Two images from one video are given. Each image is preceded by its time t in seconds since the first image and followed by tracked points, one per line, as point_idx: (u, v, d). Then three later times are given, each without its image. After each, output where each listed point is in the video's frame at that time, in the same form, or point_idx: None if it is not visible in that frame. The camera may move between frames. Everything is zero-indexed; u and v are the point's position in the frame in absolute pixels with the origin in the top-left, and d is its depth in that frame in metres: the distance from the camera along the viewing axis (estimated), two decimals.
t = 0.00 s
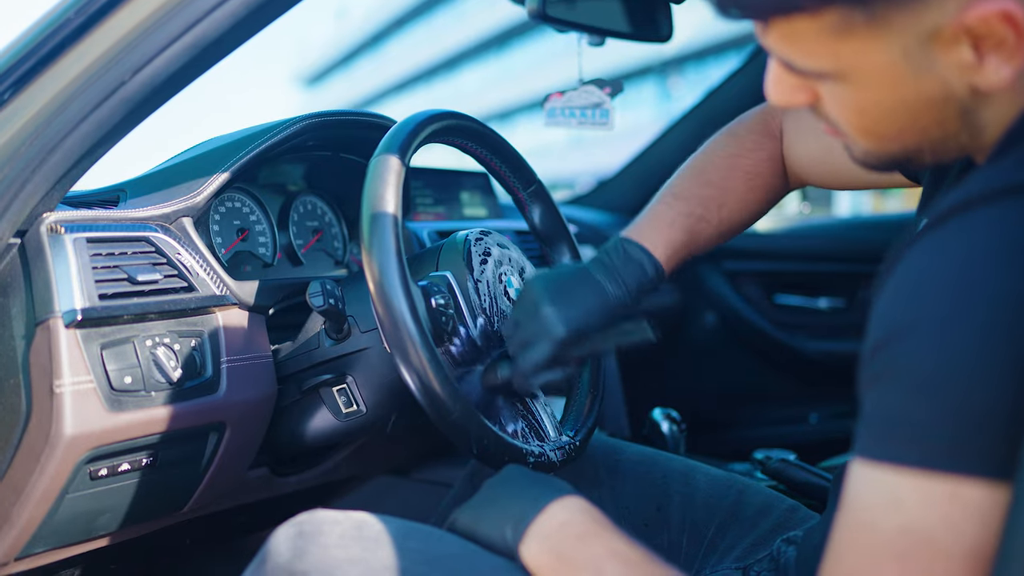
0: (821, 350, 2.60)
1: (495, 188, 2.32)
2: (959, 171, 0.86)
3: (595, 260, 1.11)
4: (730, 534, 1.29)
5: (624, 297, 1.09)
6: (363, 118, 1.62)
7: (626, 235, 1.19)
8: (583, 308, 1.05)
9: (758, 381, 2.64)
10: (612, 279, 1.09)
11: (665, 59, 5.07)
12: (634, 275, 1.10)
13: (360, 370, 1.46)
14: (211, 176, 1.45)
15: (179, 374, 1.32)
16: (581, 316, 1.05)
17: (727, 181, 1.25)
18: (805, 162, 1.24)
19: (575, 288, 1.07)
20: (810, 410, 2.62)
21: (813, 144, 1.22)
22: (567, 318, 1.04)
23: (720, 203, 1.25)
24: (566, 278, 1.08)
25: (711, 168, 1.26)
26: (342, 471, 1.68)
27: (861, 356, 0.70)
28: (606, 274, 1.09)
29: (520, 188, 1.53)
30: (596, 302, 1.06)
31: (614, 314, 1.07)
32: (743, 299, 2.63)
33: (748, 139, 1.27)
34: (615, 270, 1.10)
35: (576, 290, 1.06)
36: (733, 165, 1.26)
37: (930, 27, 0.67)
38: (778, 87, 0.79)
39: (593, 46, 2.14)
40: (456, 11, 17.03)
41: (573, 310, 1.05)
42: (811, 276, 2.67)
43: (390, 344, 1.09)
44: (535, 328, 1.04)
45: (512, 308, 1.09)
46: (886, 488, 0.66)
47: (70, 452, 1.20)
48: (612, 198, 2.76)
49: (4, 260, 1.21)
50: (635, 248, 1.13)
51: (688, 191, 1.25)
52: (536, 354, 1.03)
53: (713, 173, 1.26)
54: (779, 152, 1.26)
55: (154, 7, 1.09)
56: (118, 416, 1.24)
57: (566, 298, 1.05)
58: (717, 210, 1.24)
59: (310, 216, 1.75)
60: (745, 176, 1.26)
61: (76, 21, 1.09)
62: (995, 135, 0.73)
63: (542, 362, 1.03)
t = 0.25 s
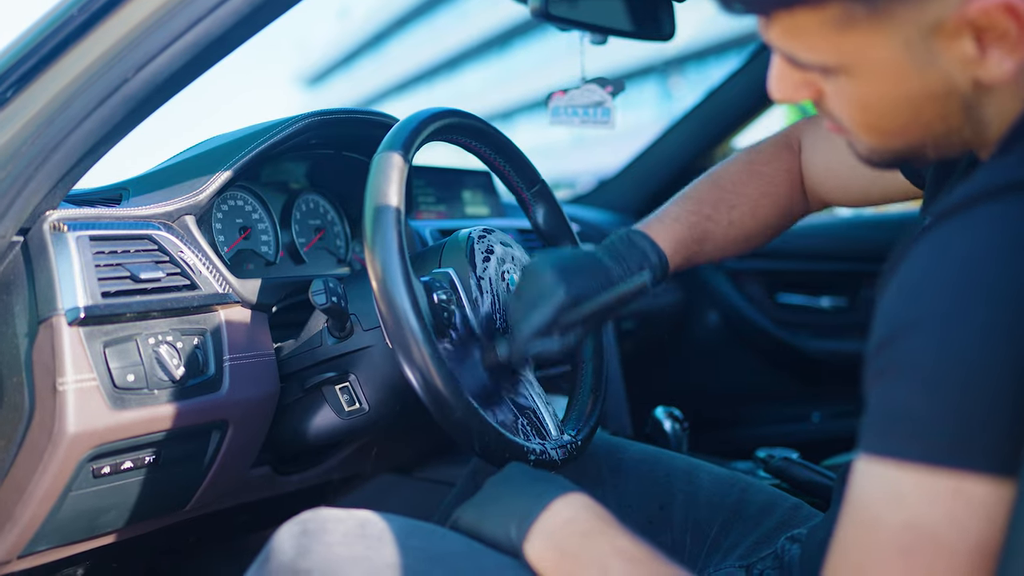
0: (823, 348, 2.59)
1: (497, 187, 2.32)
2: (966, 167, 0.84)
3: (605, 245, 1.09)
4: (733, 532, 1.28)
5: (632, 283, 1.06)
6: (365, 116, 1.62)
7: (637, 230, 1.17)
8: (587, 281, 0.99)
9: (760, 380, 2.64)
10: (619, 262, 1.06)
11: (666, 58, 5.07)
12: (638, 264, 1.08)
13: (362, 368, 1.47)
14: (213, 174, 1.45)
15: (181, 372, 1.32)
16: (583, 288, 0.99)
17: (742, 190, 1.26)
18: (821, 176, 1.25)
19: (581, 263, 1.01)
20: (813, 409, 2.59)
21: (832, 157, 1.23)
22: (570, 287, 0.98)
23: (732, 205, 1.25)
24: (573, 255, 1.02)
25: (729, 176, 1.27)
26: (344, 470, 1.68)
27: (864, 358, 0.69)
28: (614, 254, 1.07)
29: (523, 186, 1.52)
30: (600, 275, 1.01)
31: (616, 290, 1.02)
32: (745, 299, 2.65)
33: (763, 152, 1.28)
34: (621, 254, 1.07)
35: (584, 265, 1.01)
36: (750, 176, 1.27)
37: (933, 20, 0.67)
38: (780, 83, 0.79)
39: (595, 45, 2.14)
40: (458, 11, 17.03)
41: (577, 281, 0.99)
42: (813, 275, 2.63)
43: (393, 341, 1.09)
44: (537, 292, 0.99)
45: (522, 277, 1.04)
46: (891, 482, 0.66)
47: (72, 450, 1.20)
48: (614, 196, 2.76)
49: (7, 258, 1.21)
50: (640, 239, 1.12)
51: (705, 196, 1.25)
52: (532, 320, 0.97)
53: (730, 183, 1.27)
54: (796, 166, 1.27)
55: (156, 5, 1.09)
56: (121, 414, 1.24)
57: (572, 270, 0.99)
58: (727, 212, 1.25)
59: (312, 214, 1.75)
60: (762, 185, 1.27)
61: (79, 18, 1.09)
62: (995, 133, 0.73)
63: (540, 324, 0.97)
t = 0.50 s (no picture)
0: (824, 349, 2.58)
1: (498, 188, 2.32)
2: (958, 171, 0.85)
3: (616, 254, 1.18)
4: (734, 532, 1.29)
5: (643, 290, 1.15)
6: (366, 117, 1.63)
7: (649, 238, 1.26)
8: (598, 288, 1.09)
9: (761, 380, 2.65)
10: (631, 270, 1.15)
11: (667, 58, 5.07)
12: (650, 269, 1.18)
13: (364, 369, 1.47)
14: (215, 175, 1.45)
15: (183, 373, 1.32)
16: (594, 295, 1.08)
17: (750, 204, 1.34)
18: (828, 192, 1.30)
19: (591, 270, 1.10)
20: (813, 409, 2.61)
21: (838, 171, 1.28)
22: (582, 295, 1.07)
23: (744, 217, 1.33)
24: (583, 264, 1.11)
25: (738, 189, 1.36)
26: (345, 470, 1.69)
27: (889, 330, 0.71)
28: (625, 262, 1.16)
29: (524, 187, 1.53)
30: (610, 282, 1.10)
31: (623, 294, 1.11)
32: (746, 299, 2.65)
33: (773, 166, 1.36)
34: (631, 262, 1.16)
35: (595, 274, 1.10)
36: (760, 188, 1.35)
37: (938, 23, 0.67)
38: (781, 89, 0.79)
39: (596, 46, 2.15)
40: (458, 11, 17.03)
41: (589, 290, 1.08)
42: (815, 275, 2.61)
43: (394, 342, 1.09)
44: (546, 298, 1.07)
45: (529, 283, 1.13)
46: (893, 460, 0.66)
47: (75, 450, 1.21)
48: (615, 197, 2.76)
49: (10, 258, 1.21)
50: (654, 249, 1.21)
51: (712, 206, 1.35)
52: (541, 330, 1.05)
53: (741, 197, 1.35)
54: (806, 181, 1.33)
55: (159, 6, 1.09)
56: (123, 415, 1.24)
57: (583, 278, 1.09)
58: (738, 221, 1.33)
59: (314, 215, 1.76)
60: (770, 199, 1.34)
61: (82, 20, 1.09)
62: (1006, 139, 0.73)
63: (549, 332, 1.06)
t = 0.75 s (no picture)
0: (823, 348, 2.58)
1: (498, 187, 2.33)
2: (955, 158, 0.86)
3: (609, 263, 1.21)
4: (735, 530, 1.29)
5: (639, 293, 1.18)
6: (367, 117, 1.63)
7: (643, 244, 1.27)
8: (595, 298, 1.12)
9: (760, 380, 2.65)
10: (625, 277, 1.18)
11: (667, 59, 5.07)
12: (644, 277, 1.20)
13: (364, 368, 1.47)
14: (216, 175, 1.46)
15: (184, 372, 1.33)
16: (591, 304, 1.11)
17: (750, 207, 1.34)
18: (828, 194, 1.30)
19: (587, 282, 1.14)
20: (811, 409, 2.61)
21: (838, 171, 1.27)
22: (580, 305, 1.10)
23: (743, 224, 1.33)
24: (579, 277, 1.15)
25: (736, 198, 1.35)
26: (345, 469, 1.69)
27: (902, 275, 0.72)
28: (619, 270, 1.19)
29: (524, 186, 1.53)
30: (605, 291, 1.14)
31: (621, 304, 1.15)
32: (745, 299, 2.65)
33: (772, 171, 1.34)
34: (626, 270, 1.19)
35: (590, 283, 1.14)
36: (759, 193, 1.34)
37: (961, 14, 0.66)
38: (793, 81, 0.79)
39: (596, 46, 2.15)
40: (458, 11, 17.04)
41: (586, 299, 1.11)
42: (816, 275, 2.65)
43: (394, 341, 1.09)
44: (548, 312, 1.11)
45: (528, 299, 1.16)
46: (883, 375, 0.68)
47: (76, 450, 1.21)
48: (615, 196, 2.76)
49: (11, 258, 1.22)
50: (648, 256, 1.23)
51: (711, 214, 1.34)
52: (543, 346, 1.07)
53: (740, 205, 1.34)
54: (806, 184, 1.33)
55: (160, 5, 1.09)
56: (124, 414, 1.25)
57: (579, 288, 1.12)
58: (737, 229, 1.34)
59: (314, 215, 1.76)
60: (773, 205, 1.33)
61: (82, 20, 1.09)
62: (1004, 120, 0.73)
63: (551, 349, 1.08)
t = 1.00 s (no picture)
0: (822, 348, 2.61)
1: (498, 188, 2.33)
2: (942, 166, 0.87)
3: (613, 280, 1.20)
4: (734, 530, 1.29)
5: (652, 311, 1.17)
6: (366, 117, 1.63)
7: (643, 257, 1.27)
8: (620, 320, 1.10)
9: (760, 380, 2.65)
10: (636, 291, 1.17)
11: (667, 58, 5.08)
12: (651, 288, 1.19)
13: (363, 368, 1.47)
14: (215, 175, 1.46)
15: (182, 372, 1.32)
16: (618, 328, 1.09)
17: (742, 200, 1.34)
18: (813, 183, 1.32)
19: (607, 305, 1.12)
20: (811, 409, 2.61)
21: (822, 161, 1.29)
22: (608, 330, 1.07)
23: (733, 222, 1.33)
24: (594, 300, 1.13)
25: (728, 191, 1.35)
26: (345, 470, 1.69)
27: (882, 297, 0.74)
28: (628, 287, 1.17)
29: (523, 188, 1.53)
30: (625, 313, 1.12)
31: (639, 319, 1.13)
32: (745, 299, 2.65)
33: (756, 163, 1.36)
34: (635, 286, 1.18)
35: (610, 305, 1.12)
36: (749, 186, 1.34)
37: (953, 23, 0.67)
38: (781, 93, 0.79)
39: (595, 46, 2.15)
40: (458, 11, 17.03)
41: (612, 324, 1.09)
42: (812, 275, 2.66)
43: (392, 341, 1.09)
44: (576, 339, 1.07)
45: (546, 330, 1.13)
46: (864, 406, 0.72)
47: (75, 450, 1.21)
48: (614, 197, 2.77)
49: (10, 258, 1.22)
50: (651, 266, 1.22)
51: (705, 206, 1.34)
52: (578, 375, 1.03)
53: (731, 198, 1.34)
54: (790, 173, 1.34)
55: (158, 7, 1.09)
56: (123, 414, 1.25)
57: (601, 312, 1.10)
58: (732, 229, 1.32)
59: (313, 215, 1.76)
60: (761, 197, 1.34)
61: (82, 21, 1.09)
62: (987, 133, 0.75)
63: (590, 376, 1.03)
